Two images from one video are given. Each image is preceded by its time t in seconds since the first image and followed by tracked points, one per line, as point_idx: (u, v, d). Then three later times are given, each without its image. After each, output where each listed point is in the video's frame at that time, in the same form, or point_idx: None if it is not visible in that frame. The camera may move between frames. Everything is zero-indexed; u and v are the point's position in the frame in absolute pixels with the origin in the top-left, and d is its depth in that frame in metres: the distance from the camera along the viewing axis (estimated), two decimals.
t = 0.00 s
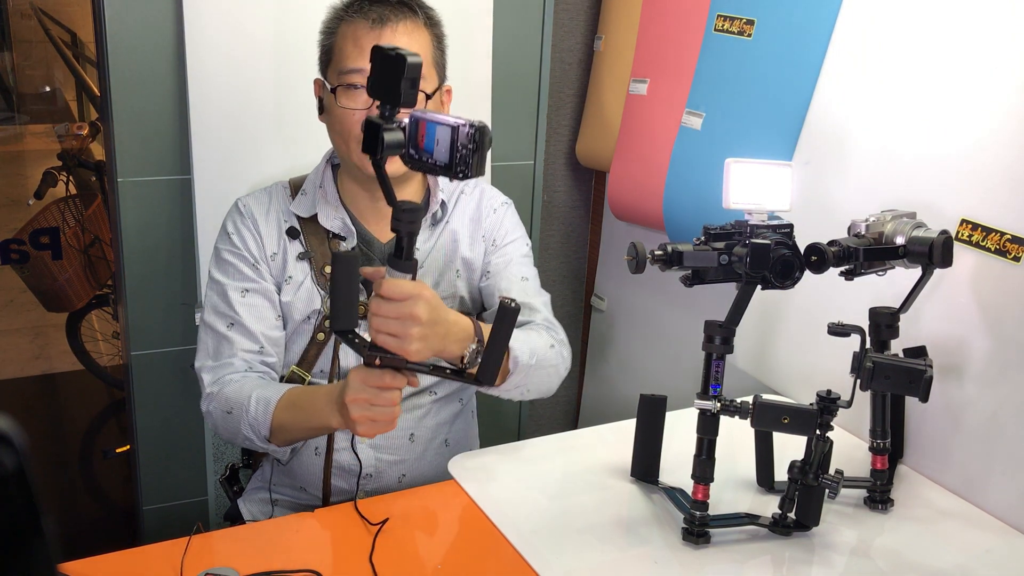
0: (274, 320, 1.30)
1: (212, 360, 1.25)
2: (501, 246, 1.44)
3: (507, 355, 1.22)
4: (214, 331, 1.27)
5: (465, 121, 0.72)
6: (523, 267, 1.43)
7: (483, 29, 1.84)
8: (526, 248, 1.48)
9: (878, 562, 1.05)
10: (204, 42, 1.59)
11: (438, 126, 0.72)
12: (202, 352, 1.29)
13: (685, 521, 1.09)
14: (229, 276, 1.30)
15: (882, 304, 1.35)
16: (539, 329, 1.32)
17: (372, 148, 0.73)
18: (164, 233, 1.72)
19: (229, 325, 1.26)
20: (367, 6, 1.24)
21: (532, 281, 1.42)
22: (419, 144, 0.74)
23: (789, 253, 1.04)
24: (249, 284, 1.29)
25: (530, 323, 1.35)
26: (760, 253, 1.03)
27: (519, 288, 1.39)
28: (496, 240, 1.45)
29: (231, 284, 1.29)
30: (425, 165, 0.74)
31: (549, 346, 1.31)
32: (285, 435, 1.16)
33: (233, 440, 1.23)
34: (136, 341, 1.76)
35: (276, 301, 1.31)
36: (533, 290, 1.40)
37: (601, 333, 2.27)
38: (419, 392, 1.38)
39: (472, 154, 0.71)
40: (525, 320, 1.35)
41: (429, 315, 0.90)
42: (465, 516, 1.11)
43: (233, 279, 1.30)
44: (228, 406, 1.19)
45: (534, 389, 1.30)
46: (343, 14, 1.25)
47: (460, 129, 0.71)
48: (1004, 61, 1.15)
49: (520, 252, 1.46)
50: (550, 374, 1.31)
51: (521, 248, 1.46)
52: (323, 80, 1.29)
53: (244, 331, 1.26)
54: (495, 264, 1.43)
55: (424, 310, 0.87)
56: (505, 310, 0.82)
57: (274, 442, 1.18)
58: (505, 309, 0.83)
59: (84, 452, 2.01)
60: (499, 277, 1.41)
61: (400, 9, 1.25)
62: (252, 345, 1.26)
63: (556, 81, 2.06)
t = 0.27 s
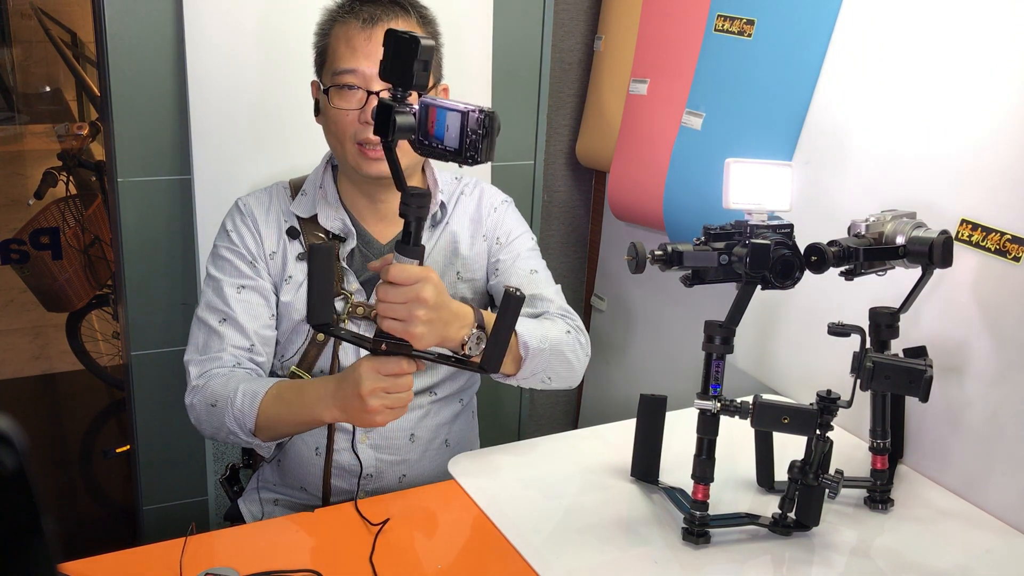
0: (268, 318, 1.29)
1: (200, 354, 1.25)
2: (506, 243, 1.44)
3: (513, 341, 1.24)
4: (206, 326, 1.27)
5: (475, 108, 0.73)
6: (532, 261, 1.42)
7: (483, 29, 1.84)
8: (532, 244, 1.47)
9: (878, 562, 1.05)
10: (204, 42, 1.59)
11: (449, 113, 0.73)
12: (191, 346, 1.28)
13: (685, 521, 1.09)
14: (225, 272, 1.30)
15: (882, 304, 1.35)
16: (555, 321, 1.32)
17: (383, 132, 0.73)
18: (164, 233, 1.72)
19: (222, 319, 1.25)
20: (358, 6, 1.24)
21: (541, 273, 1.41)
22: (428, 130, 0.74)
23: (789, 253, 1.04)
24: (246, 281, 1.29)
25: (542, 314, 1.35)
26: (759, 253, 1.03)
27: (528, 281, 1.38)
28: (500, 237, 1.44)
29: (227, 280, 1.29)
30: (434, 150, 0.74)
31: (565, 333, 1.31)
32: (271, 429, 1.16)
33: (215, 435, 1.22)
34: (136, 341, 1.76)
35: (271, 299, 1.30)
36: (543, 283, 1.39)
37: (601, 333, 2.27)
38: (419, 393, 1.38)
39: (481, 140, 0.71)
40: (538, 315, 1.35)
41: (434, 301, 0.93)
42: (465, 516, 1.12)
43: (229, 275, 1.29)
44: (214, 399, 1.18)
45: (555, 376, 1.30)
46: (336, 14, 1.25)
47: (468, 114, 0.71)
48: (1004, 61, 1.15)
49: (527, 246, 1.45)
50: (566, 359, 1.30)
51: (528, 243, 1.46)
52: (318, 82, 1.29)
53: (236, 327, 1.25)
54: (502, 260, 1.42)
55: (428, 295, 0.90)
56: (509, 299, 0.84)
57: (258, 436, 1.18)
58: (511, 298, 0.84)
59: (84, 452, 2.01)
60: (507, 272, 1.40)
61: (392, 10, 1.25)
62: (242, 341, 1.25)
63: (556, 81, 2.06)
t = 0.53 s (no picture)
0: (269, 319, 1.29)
1: (197, 353, 1.24)
2: (507, 242, 1.44)
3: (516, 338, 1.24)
4: (204, 326, 1.26)
5: (471, 104, 0.72)
6: (533, 260, 1.42)
7: (483, 29, 1.84)
8: (532, 243, 1.47)
9: (878, 562, 1.05)
10: (204, 42, 1.59)
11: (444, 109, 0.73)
12: (188, 345, 1.28)
13: (685, 521, 1.09)
14: (225, 272, 1.30)
15: (882, 305, 1.35)
16: (558, 320, 1.32)
17: (379, 129, 0.74)
18: (164, 233, 1.72)
19: (221, 319, 1.25)
20: (358, 7, 1.24)
21: (542, 272, 1.41)
22: (425, 128, 0.75)
23: (789, 253, 1.04)
24: (245, 281, 1.29)
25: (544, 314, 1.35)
26: (759, 253, 1.03)
27: (530, 280, 1.38)
28: (500, 236, 1.44)
29: (227, 280, 1.28)
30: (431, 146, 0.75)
31: (568, 332, 1.31)
32: (268, 429, 1.16)
33: (211, 435, 1.21)
34: (136, 341, 1.76)
35: (271, 300, 1.30)
36: (545, 282, 1.39)
37: (600, 333, 2.27)
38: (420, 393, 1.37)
39: (476, 135, 0.71)
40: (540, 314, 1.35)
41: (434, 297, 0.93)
42: (465, 516, 1.12)
43: (229, 275, 1.29)
44: (212, 399, 1.18)
45: (557, 376, 1.31)
46: (336, 15, 1.25)
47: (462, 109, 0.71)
48: (1004, 61, 1.15)
49: (527, 246, 1.45)
50: (569, 358, 1.30)
51: (528, 243, 1.46)
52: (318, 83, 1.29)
53: (234, 327, 1.25)
54: (503, 260, 1.42)
55: (427, 291, 0.90)
56: (510, 295, 0.84)
57: (255, 436, 1.17)
58: (512, 293, 0.84)
59: (84, 452, 2.01)
60: (508, 272, 1.40)
61: (392, 10, 1.25)
62: (240, 341, 1.25)
63: (556, 81, 2.06)
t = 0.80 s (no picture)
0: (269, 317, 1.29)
1: (195, 350, 1.24)
2: (506, 242, 1.44)
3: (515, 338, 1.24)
4: (202, 323, 1.25)
5: (469, 104, 0.72)
6: (533, 259, 1.42)
7: (483, 29, 1.85)
8: (532, 242, 1.47)
9: (877, 562, 1.05)
10: (204, 42, 1.59)
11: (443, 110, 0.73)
12: (186, 343, 1.27)
13: (685, 521, 1.09)
14: (225, 270, 1.30)
15: (882, 305, 1.35)
16: (558, 319, 1.32)
17: (379, 130, 0.74)
18: (165, 233, 1.72)
19: (219, 317, 1.24)
20: (361, 8, 1.24)
21: (542, 271, 1.41)
22: (424, 129, 0.74)
23: (789, 253, 1.04)
24: (245, 280, 1.28)
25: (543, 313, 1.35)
26: (759, 252, 1.03)
27: (530, 280, 1.38)
28: (500, 236, 1.44)
29: (227, 279, 1.28)
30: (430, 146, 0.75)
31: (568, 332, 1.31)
32: (265, 428, 1.15)
33: (207, 433, 1.20)
34: (136, 341, 1.76)
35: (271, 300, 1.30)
36: (545, 281, 1.39)
37: (601, 333, 2.27)
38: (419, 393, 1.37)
39: (475, 135, 0.71)
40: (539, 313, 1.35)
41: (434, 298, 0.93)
42: (465, 515, 1.12)
43: (229, 274, 1.29)
44: (208, 396, 1.17)
45: (557, 375, 1.31)
46: (338, 15, 1.25)
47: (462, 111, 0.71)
48: (1004, 61, 1.15)
49: (527, 245, 1.45)
50: (569, 357, 1.30)
51: (528, 242, 1.45)
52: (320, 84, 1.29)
53: (233, 325, 1.24)
54: (502, 259, 1.42)
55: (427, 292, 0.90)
56: (511, 295, 0.84)
57: (252, 434, 1.16)
58: (512, 294, 0.84)
59: (84, 452, 2.01)
60: (508, 271, 1.40)
61: (394, 10, 1.26)
62: (239, 340, 1.24)
63: (556, 81, 2.06)
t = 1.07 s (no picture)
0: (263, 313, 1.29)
1: (185, 343, 1.23)
2: (504, 241, 1.43)
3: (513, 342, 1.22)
4: (195, 317, 1.25)
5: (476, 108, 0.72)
6: (530, 260, 1.41)
7: (482, 29, 1.85)
8: (531, 242, 1.46)
9: (877, 562, 1.05)
10: (204, 42, 1.59)
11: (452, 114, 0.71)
12: (177, 337, 1.26)
13: (685, 521, 1.09)
14: (221, 266, 1.30)
15: (882, 305, 1.35)
16: (554, 321, 1.32)
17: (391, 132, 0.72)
18: (165, 233, 1.72)
19: (213, 311, 1.24)
20: (364, 9, 1.24)
21: (539, 272, 1.40)
22: (430, 133, 0.72)
23: (789, 253, 1.04)
24: (241, 276, 1.29)
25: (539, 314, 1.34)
26: (759, 253, 1.03)
27: (526, 280, 1.38)
28: (498, 236, 1.44)
29: (222, 274, 1.29)
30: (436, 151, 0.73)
31: (563, 333, 1.31)
32: (253, 417, 1.14)
33: (194, 424, 1.19)
34: (136, 341, 1.76)
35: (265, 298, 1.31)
36: (541, 282, 1.38)
37: (601, 333, 2.27)
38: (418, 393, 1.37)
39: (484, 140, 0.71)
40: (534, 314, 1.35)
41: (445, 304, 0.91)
42: (464, 515, 1.12)
43: (226, 269, 1.30)
44: (197, 384, 1.16)
45: (551, 377, 1.30)
46: (341, 16, 1.25)
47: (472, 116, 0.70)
48: (1004, 61, 1.15)
49: (525, 246, 1.44)
50: (563, 360, 1.30)
51: (526, 242, 1.45)
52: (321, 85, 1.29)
53: (226, 320, 1.24)
54: (500, 259, 1.41)
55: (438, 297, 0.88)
56: (512, 297, 0.83)
57: (241, 423, 1.15)
58: (513, 297, 0.84)
59: (84, 451, 2.01)
60: (505, 271, 1.39)
61: (397, 11, 1.25)
62: (230, 335, 1.24)
63: (556, 81, 2.06)
